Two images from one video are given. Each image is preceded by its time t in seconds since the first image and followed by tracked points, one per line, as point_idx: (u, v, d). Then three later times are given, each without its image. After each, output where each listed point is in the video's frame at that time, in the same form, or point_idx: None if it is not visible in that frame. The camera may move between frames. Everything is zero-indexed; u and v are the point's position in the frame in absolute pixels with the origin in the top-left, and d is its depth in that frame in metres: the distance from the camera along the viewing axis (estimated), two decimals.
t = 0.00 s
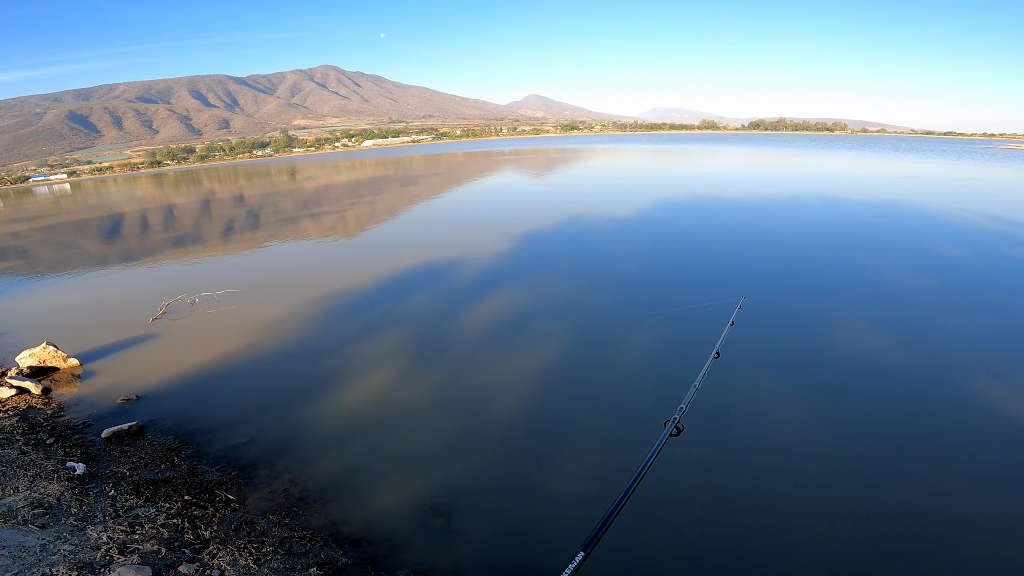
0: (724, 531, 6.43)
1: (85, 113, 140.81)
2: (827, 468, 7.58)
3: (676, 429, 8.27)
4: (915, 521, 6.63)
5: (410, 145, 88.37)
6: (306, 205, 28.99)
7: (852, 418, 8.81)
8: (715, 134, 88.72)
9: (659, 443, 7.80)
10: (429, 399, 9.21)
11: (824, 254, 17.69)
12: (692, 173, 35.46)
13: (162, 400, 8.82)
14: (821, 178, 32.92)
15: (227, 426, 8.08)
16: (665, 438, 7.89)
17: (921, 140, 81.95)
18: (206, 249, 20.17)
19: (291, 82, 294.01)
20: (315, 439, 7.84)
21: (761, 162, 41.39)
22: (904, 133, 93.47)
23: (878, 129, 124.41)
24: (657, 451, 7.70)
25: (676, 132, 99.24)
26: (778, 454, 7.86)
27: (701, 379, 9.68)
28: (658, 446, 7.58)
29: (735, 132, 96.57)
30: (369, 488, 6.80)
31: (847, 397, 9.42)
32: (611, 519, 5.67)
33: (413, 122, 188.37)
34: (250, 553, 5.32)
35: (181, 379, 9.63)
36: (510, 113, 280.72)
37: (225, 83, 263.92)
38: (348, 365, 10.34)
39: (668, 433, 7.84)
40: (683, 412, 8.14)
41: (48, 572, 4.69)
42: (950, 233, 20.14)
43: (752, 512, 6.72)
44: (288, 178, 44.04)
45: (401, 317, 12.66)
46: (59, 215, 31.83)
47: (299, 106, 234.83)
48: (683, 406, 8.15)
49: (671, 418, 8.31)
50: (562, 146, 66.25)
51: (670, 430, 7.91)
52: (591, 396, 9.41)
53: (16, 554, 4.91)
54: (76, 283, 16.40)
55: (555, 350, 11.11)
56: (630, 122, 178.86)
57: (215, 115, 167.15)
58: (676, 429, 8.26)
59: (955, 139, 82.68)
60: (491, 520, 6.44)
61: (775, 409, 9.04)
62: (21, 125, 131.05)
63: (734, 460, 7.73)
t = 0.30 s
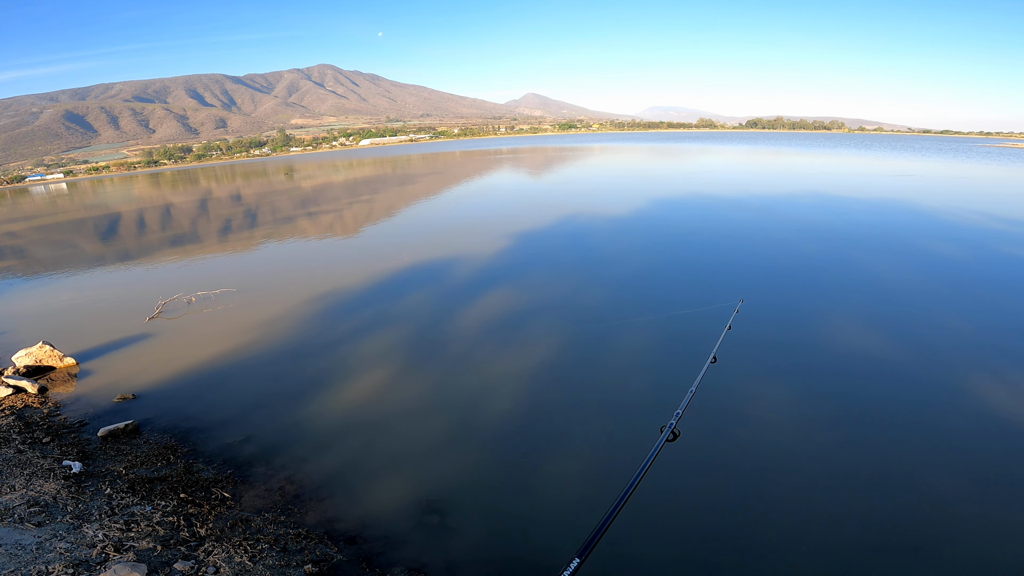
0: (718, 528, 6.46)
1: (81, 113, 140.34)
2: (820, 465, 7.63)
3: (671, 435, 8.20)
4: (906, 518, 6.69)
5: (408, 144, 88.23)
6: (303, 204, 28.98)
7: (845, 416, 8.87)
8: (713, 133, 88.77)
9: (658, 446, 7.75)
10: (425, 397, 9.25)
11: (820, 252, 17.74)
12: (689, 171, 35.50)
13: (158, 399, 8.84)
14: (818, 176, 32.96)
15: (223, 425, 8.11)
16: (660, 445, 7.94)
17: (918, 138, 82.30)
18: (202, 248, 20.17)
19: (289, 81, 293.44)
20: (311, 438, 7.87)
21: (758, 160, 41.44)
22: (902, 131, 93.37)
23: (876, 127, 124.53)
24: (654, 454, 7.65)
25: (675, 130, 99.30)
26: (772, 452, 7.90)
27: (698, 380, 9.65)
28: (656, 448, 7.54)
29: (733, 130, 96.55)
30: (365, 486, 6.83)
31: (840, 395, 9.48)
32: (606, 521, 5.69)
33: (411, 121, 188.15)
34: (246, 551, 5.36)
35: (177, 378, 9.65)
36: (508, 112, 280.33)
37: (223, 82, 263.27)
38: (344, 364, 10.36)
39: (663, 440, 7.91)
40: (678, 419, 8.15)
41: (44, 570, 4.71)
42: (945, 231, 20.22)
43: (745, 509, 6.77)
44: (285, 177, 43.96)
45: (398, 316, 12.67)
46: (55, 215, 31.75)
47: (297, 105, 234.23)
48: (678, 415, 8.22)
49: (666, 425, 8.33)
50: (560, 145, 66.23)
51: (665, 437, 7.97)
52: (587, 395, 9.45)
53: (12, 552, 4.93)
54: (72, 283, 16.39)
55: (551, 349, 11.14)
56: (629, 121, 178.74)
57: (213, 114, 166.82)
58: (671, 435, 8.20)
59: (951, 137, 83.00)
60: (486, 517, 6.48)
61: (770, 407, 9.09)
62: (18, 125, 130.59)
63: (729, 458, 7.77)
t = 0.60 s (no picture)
0: (704, 524, 6.56)
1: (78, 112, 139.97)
2: (806, 462, 7.73)
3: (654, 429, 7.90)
4: (890, 514, 6.79)
5: (405, 143, 88.26)
6: (299, 204, 29.00)
7: (832, 412, 8.96)
8: (710, 133, 88.81)
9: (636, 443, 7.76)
10: (416, 395, 9.32)
11: (812, 251, 17.86)
12: (685, 170, 35.62)
13: (151, 396, 8.90)
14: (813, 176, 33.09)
15: (216, 422, 8.17)
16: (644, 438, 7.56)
17: (914, 138, 82.56)
18: (198, 247, 20.22)
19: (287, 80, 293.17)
20: (303, 434, 7.94)
21: (754, 159, 41.57)
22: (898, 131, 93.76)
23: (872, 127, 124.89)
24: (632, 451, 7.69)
25: (672, 130, 99.46)
26: (759, 449, 8.00)
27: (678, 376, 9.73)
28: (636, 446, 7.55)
29: (730, 130, 96.70)
30: (356, 481, 6.90)
31: (828, 392, 9.57)
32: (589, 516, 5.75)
33: (409, 120, 188.15)
34: (236, 545, 5.42)
35: (171, 376, 9.71)
36: (506, 112, 280.65)
37: (220, 81, 262.84)
38: (337, 361, 10.43)
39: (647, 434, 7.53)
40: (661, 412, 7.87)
41: (35, 564, 4.76)
42: (937, 230, 20.33)
43: (730, 506, 6.87)
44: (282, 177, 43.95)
45: (391, 314, 12.74)
46: (50, 214, 31.73)
47: (295, 104, 234.26)
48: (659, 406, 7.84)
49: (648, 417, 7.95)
50: (557, 144, 66.32)
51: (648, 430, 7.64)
52: (577, 392, 9.52)
53: (4, 547, 4.98)
54: (67, 283, 16.43)
55: (542, 347, 11.22)
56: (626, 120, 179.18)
57: (210, 114, 166.49)
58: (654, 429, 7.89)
59: (947, 136, 83.28)
60: (475, 512, 6.56)
61: (758, 405, 9.18)
62: (14, 125, 130.20)
63: (715, 456, 7.87)
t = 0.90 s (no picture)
0: (690, 520, 6.67)
1: (68, 108, 138.37)
2: (792, 457, 7.89)
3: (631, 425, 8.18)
4: (873, 507, 6.96)
5: (400, 141, 88.00)
6: (292, 201, 28.96)
7: (818, 409, 9.15)
8: (704, 131, 89.22)
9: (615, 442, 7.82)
10: (409, 391, 9.38)
11: (802, 250, 18.07)
12: (678, 169, 35.82)
13: (144, 393, 8.91)
14: (804, 175, 33.41)
15: (210, 418, 8.19)
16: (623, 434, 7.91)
17: (906, 137, 83.21)
18: (190, 245, 20.14)
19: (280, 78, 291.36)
20: (297, 430, 7.99)
21: (746, 159, 41.86)
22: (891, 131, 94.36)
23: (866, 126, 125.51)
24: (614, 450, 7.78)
25: (666, 129, 99.89)
26: (745, 445, 8.16)
27: (658, 375, 9.90)
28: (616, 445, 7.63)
29: (725, 129, 97.15)
30: (349, 476, 6.95)
31: (812, 389, 9.77)
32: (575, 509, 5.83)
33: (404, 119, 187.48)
34: (231, 538, 5.47)
35: (165, 372, 9.72)
36: (501, 110, 280.20)
37: (213, 78, 260.74)
38: (330, 359, 10.47)
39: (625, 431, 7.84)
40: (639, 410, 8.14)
41: (31, 558, 4.78)
42: (926, 230, 20.60)
43: (717, 501, 7.02)
44: (275, 174, 43.77)
45: (384, 312, 12.81)
46: (40, 211, 31.43)
47: (288, 102, 232.92)
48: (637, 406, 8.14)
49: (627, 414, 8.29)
50: (551, 143, 66.37)
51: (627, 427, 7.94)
52: (568, 389, 9.63)
53: None
54: (58, 280, 16.33)
55: (534, 345, 11.33)
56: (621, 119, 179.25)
57: (203, 112, 165.26)
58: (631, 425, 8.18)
59: (938, 137, 84.26)
60: (468, 507, 6.64)
61: (745, 402, 9.35)
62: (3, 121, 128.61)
63: (703, 451, 8.03)
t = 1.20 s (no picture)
0: (689, 512, 6.76)
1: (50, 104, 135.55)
2: (786, 450, 8.03)
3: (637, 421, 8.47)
4: (866, 497, 7.13)
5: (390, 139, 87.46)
6: (282, 198, 28.71)
7: (810, 402, 9.33)
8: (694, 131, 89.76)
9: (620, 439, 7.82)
10: (406, 387, 9.39)
11: (791, 248, 18.34)
12: (669, 168, 36.07)
13: (140, 388, 8.81)
14: (793, 175, 33.82)
15: (208, 413, 8.13)
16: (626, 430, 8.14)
17: (891, 137, 84.55)
18: (180, 242, 19.88)
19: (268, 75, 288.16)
20: (295, 425, 7.95)
21: (736, 159, 42.29)
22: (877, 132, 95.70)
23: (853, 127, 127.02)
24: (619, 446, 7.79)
25: (656, 129, 100.53)
26: (742, 439, 8.29)
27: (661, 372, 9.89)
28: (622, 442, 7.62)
29: (714, 129, 97.92)
30: (349, 471, 6.95)
31: (804, 384, 9.96)
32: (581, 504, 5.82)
33: (393, 117, 186.52)
34: (233, 532, 5.45)
35: (160, 368, 9.62)
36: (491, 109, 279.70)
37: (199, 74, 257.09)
38: (326, 355, 10.44)
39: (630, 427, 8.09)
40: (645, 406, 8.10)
41: (33, 553, 4.72)
42: (911, 229, 20.99)
43: (714, 492, 7.14)
44: (264, 171, 43.31)
45: (379, 308, 12.79)
46: (23, 208, 30.77)
47: (276, 99, 230.38)
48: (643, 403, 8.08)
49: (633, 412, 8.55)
50: (542, 141, 66.43)
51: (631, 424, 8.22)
52: (565, 385, 9.71)
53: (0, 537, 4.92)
54: (44, 277, 16.02)
55: (530, 341, 11.39)
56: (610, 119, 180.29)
57: (189, 109, 162.94)
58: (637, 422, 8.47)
59: (921, 137, 85.81)
60: (468, 499, 6.68)
61: (739, 397, 9.51)
62: None
63: (700, 445, 8.14)
